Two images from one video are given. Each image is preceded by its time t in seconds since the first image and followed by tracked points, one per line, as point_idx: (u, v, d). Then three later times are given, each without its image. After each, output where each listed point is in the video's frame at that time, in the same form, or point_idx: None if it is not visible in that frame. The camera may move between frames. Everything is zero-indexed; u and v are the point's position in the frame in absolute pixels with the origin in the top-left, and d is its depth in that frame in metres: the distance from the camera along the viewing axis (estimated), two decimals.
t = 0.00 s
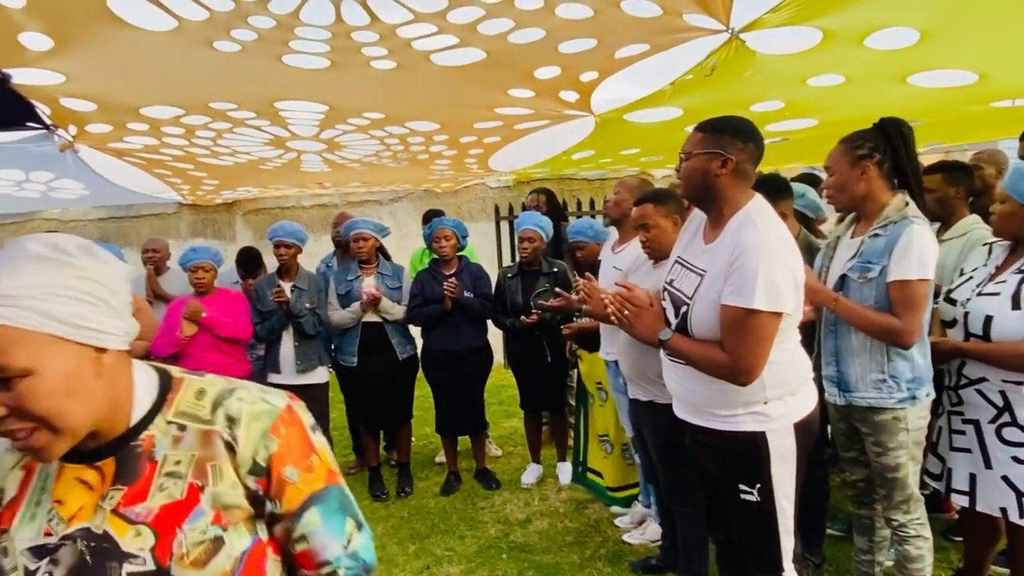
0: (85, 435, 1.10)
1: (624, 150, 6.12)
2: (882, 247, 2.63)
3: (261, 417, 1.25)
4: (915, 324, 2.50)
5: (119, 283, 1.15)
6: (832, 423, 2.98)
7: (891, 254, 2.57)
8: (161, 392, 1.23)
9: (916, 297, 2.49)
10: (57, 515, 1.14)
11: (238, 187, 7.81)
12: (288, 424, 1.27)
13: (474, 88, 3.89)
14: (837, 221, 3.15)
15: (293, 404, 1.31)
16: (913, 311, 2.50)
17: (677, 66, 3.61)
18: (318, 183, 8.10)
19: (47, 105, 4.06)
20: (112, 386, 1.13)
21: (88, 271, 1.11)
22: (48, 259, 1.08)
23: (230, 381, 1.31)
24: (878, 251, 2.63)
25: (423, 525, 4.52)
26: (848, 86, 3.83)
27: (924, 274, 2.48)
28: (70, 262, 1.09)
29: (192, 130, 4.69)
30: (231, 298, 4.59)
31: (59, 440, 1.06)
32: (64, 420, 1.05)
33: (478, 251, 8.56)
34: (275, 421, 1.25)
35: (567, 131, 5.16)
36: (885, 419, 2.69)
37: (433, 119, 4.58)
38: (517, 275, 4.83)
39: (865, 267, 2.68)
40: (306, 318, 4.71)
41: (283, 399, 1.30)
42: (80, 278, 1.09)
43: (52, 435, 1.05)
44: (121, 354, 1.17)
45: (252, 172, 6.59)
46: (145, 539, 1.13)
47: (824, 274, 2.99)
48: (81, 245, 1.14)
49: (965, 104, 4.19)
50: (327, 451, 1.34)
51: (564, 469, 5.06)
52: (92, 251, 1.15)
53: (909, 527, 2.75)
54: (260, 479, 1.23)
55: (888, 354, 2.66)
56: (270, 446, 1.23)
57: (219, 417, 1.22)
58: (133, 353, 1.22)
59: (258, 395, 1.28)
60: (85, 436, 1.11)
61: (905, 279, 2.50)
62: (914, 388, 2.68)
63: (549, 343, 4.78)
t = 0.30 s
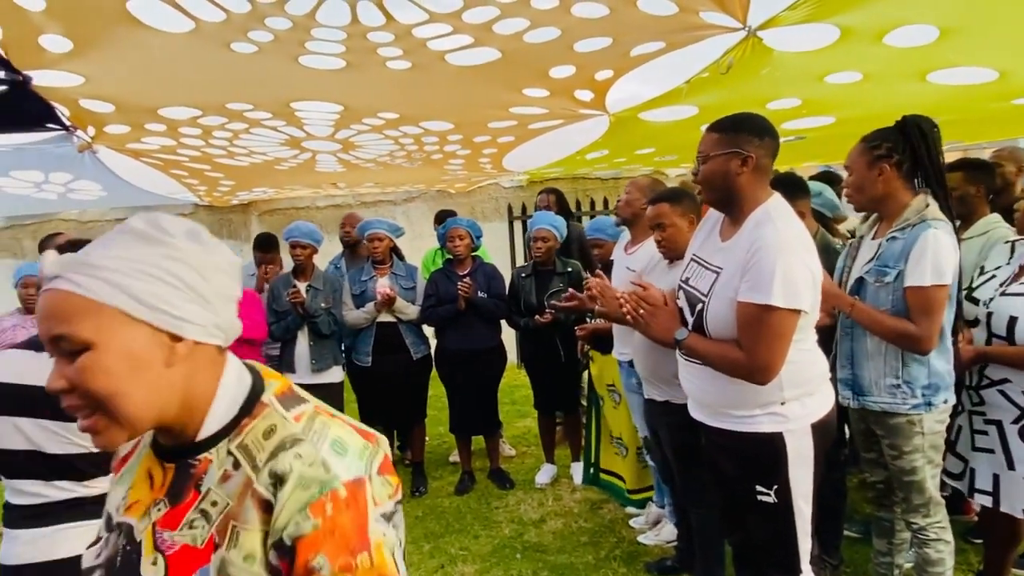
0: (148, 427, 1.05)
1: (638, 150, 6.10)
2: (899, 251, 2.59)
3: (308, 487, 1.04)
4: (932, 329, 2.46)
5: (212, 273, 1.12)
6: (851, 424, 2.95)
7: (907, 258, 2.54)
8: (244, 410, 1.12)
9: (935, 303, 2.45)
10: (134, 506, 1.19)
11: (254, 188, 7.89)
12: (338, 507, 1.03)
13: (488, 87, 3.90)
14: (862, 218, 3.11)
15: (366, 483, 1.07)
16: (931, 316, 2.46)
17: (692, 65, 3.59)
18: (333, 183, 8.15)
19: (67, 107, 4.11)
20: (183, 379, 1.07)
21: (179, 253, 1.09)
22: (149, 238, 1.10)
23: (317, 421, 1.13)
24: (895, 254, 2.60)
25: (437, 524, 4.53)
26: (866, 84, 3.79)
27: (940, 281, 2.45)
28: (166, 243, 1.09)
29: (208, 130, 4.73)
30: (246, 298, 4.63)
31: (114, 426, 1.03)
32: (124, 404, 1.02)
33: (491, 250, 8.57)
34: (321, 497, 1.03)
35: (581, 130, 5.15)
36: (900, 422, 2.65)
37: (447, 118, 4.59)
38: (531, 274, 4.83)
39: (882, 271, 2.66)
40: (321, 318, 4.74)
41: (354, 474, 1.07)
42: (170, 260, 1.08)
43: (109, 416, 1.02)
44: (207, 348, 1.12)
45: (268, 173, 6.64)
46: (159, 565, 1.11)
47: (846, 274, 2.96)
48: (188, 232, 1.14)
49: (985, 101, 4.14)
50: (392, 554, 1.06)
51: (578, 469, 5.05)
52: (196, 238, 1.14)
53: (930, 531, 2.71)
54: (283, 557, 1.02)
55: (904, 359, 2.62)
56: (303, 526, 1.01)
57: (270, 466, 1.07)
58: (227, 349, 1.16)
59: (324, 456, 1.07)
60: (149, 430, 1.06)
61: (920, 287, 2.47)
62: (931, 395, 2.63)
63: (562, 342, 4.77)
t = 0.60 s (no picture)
0: (167, 423, 1.08)
1: (648, 150, 6.09)
2: (911, 254, 2.57)
3: (276, 533, 0.93)
4: (944, 334, 2.44)
5: (255, 274, 1.10)
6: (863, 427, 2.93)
7: (918, 262, 2.52)
8: (251, 428, 1.07)
9: (946, 307, 2.43)
10: (154, 495, 1.21)
11: (264, 190, 7.93)
12: (301, 562, 0.92)
13: (498, 88, 3.89)
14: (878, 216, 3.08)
15: (344, 541, 0.95)
16: (943, 321, 2.44)
17: (702, 65, 3.58)
18: (342, 185, 8.18)
19: (79, 110, 4.14)
20: (207, 382, 1.08)
21: (221, 251, 1.07)
22: (194, 229, 1.08)
23: (312, 460, 1.03)
24: (907, 258, 2.58)
25: (447, 525, 4.54)
26: (879, 84, 3.77)
27: (950, 284, 2.43)
28: (210, 238, 1.07)
29: (219, 133, 4.75)
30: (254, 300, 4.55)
31: (132, 420, 1.06)
32: (143, 400, 1.04)
33: (500, 251, 8.58)
34: (285, 547, 0.92)
35: (591, 130, 5.14)
36: (910, 426, 2.64)
37: (457, 119, 4.59)
38: (541, 275, 4.83)
39: (893, 274, 2.64)
40: (331, 318, 4.79)
41: (330, 529, 0.95)
42: (210, 258, 1.06)
43: (129, 408, 1.05)
44: (236, 352, 1.11)
45: (278, 175, 6.67)
46: (149, 565, 1.10)
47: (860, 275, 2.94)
48: (238, 227, 1.11)
49: (999, 100, 4.11)
50: None
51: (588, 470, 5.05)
52: (245, 233, 1.11)
53: (944, 533, 2.69)
54: None
55: (914, 363, 2.61)
56: None
57: (247, 500, 0.98)
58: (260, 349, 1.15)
59: (303, 501, 0.96)
60: (170, 426, 1.08)
61: (930, 291, 2.45)
62: (942, 400, 2.61)
63: (572, 342, 4.76)
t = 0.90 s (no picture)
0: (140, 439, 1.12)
1: (653, 151, 6.08)
2: (921, 257, 2.56)
3: (213, 512, 0.94)
4: (954, 337, 2.44)
5: (217, 304, 1.09)
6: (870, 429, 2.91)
7: (930, 265, 2.51)
8: (206, 419, 1.08)
9: (959, 311, 2.43)
10: (138, 495, 1.25)
11: (271, 193, 7.96)
12: (234, 539, 0.92)
13: (502, 91, 3.90)
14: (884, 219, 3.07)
15: (278, 517, 0.95)
16: (954, 324, 2.43)
17: (707, 66, 3.57)
18: (348, 188, 8.20)
19: (87, 115, 4.16)
20: (171, 404, 1.09)
21: (176, 287, 1.05)
22: (147, 265, 1.05)
23: (255, 445, 1.03)
24: (918, 260, 2.57)
25: (454, 527, 4.54)
26: (884, 84, 3.75)
27: (963, 286, 2.43)
28: (163, 273, 1.05)
29: (226, 137, 4.78)
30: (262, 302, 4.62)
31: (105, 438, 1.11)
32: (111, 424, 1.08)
33: (505, 253, 8.59)
34: (220, 525, 0.93)
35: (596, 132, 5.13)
36: (919, 428, 2.62)
37: (462, 122, 4.59)
38: (547, 277, 4.83)
39: (903, 277, 2.63)
40: (337, 321, 4.73)
41: (264, 507, 0.95)
42: (166, 294, 1.05)
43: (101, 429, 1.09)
44: (199, 371, 1.11)
45: (284, 178, 6.70)
46: (125, 559, 1.16)
47: (866, 278, 2.92)
48: (197, 256, 1.09)
49: (1006, 100, 4.08)
50: None
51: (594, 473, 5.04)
52: (200, 260, 1.09)
53: (953, 536, 2.68)
54: None
55: (923, 366, 2.59)
56: (196, 553, 0.93)
57: (190, 484, 0.99)
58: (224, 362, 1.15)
59: (239, 482, 0.96)
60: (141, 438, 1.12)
61: (942, 293, 2.44)
62: (951, 402, 2.60)
63: (578, 346, 4.76)
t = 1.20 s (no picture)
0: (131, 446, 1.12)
1: (654, 149, 6.06)
2: (925, 256, 2.55)
3: (200, 502, 0.94)
4: (961, 335, 2.43)
5: (187, 297, 1.14)
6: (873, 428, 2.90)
7: (934, 264, 2.50)
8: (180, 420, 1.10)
9: (966, 310, 2.42)
10: (124, 507, 1.25)
11: (272, 194, 7.96)
12: (225, 524, 0.92)
13: (503, 91, 3.89)
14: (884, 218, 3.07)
15: (266, 497, 0.95)
16: (960, 322, 2.43)
17: (708, 64, 3.56)
18: (349, 189, 8.20)
19: (88, 117, 4.16)
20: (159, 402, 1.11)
21: (149, 285, 1.10)
22: (117, 268, 1.09)
23: (234, 435, 1.02)
24: (922, 259, 2.55)
25: (456, 529, 4.53)
26: (886, 81, 3.74)
27: (969, 285, 2.42)
28: (133, 274, 1.09)
29: (227, 138, 4.78)
30: (265, 304, 4.68)
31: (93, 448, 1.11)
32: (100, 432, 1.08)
33: (507, 254, 8.58)
34: (209, 513, 0.93)
35: (597, 131, 5.12)
36: (924, 427, 2.61)
37: (463, 122, 4.59)
38: (549, 278, 4.83)
39: (908, 276, 2.61)
40: (339, 323, 4.72)
41: (249, 490, 0.94)
42: (140, 293, 1.09)
43: (93, 440, 1.10)
44: (181, 367, 1.15)
45: (285, 179, 6.70)
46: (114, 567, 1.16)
47: (867, 277, 2.91)
48: (161, 254, 1.14)
49: (1009, 96, 4.07)
50: None
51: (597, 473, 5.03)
52: (166, 259, 1.14)
53: (957, 535, 2.66)
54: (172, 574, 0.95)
55: (929, 365, 2.58)
56: (189, 544, 0.92)
57: (173, 480, 0.99)
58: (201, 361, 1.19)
59: (221, 470, 0.96)
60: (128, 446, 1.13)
61: (949, 292, 2.43)
62: (956, 401, 2.58)
63: (580, 346, 4.73)
